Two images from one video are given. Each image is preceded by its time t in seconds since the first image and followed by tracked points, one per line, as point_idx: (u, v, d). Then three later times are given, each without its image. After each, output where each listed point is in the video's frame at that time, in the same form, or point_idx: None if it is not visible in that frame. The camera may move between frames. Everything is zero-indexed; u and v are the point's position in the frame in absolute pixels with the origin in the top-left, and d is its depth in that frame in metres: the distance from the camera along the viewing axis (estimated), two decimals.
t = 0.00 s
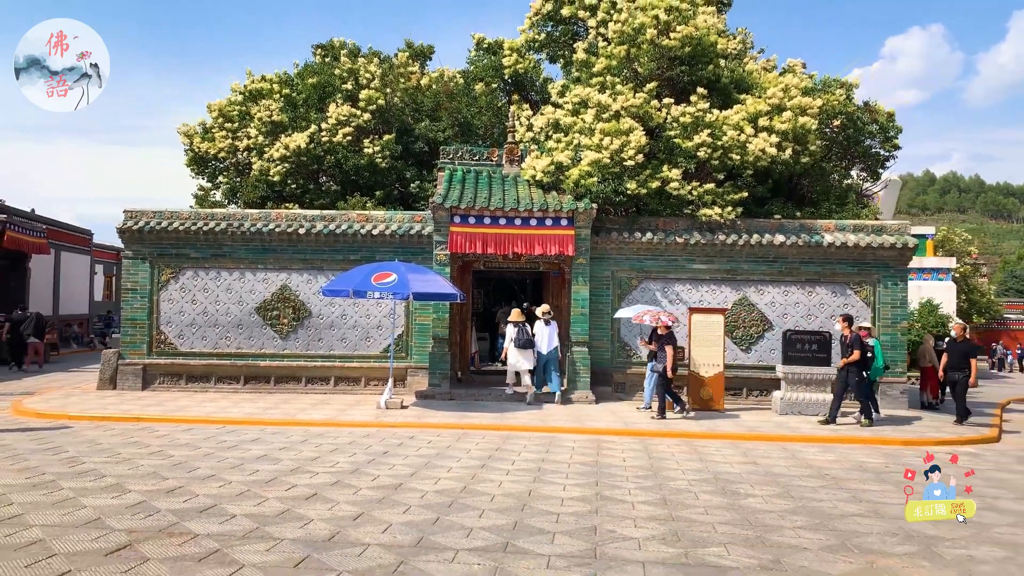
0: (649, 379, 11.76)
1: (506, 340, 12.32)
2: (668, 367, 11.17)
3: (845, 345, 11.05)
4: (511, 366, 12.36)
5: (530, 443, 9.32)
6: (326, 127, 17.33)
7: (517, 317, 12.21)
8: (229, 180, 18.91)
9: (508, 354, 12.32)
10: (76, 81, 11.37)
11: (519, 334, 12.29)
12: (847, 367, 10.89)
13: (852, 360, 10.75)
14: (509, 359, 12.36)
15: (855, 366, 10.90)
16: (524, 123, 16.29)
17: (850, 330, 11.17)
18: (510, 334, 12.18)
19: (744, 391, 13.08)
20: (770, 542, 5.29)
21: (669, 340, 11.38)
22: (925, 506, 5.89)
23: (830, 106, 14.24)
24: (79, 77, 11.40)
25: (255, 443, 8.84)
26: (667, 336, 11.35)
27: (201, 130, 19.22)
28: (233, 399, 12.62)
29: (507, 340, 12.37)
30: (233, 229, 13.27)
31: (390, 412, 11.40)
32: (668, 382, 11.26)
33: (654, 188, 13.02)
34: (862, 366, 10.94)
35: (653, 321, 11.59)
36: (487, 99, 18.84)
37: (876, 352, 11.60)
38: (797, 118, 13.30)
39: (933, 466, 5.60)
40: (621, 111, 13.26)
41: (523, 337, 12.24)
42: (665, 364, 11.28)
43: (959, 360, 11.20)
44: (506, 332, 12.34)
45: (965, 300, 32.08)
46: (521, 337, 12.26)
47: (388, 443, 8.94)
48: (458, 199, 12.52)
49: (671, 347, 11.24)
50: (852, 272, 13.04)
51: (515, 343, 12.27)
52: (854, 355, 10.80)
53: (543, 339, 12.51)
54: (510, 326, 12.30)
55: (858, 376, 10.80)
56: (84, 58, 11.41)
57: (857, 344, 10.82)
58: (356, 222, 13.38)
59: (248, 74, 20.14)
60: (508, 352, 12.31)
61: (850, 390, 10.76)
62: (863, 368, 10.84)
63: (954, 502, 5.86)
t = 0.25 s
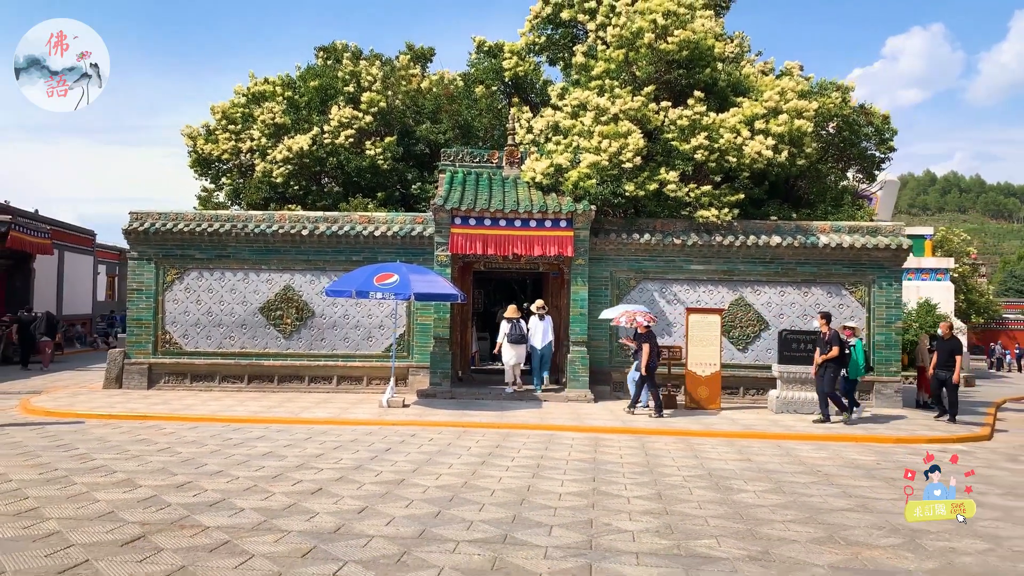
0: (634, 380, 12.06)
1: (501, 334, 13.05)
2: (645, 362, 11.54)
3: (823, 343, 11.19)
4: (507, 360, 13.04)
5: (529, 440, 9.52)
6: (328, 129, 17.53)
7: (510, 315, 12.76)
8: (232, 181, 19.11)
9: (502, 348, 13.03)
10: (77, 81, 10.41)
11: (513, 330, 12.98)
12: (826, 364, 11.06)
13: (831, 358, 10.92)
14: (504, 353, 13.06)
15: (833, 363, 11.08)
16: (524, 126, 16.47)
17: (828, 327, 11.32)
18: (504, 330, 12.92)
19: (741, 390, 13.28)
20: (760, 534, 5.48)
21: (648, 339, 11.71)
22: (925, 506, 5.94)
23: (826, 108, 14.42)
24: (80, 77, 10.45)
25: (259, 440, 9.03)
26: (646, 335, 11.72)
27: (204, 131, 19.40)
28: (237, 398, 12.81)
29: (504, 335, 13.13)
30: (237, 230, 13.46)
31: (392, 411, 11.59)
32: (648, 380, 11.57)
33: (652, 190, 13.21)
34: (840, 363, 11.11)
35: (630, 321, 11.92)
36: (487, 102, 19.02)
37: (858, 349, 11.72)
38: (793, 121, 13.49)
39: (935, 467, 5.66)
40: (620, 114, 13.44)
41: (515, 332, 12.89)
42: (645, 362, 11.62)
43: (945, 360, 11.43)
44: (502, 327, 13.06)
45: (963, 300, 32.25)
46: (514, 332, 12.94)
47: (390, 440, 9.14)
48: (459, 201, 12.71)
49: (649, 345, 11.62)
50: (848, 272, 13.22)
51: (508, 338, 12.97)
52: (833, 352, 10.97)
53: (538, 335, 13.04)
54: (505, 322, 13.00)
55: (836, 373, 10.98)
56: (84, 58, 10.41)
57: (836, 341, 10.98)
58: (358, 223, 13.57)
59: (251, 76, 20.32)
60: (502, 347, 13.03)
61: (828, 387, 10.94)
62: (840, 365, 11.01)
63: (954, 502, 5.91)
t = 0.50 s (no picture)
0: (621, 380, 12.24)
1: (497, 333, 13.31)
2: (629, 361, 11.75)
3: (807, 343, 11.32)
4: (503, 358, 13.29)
5: (527, 439, 9.69)
6: (330, 131, 17.71)
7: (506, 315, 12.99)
8: (234, 183, 19.30)
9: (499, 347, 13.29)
10: (76, 82, 10.99)
11: (509, 329, 13.20)
12: (809, 363, 11.14)
13: (814, 357, 11.04)
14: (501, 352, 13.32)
15: (816, 363, 11.15)
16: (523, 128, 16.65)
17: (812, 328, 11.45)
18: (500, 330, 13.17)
19: (737, 389, 13.45)
20: (750, 528, 5.65)
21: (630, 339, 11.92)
22: (925, 506, 6.01)
23: (821, 111, 14.59)
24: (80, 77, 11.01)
25: (263, 438, 9.19)
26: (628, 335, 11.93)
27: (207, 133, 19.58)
28: (240, 397, 12.99)
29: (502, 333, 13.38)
30: (240, 231, 13.64)
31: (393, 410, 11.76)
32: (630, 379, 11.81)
33: (649, 192, 13.39)
34: (823, 363, 11.17)
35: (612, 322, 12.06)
36: (487, 104, 19.20)
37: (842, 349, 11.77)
38: (788, 124, 13.66)
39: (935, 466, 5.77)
40: (618, 117, 13.60)
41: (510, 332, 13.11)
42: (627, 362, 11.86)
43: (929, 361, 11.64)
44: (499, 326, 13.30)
45: (962, 300, 32.41)
46: (509, 331, 13.17)
47: (391, 438, 9.31)
48: (458, 203, 12.89)
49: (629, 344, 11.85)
50: (843, 273, 13.39)
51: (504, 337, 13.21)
52: (815, 352, 11.09)
53: (533, 335, 13.19)
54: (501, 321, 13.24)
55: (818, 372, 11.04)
56: (84, 58, 10.98)
57: (818, 341, 11.11)
58: (359, 225, 13.74)
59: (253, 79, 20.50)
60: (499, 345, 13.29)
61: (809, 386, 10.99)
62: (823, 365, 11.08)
63: (955, 503, 6.00)
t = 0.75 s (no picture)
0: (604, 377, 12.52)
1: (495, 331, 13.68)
2: (611, 359, 11.99)
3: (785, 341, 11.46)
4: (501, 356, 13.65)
5: (526, 435, 9.86)
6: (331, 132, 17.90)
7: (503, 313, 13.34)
8: (236, 184, 19.50)
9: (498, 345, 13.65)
10: (76, 81, 11.71)
11: (506, 327, 13.54)
12: (787, 362, 11.33)
13: (791, 357, 11.19)
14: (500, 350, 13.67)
15: (793, 362, 11.32)
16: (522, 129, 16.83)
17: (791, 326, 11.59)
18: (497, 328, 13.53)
19: (733, 387, 13.63)
20: (740, 520, 5.83)
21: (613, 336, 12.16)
22: (925, 506, 5.98)
23: (817, 113, 14.77)
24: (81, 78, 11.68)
25: (266, 435, 9.37)
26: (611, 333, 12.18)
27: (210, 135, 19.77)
28: (243, 395, 13.16)
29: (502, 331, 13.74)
30: (243, 232, 13.82)
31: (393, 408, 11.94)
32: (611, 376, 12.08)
33: (646, 193, 13.56)
34: (800, 362, 11.34)
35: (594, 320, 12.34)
36: (487, 105, 19.38)
37: (822, 349, 11.88)
38: (783, 125, 13.83)
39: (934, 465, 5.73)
40: (615, 119, 13.78)
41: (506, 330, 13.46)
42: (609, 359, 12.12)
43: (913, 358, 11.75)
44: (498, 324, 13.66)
45: (960, 300, 32.55)
46: (505, 330, 13.52)
47: (392, 435, 9.48)
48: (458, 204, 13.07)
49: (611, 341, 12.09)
50: (838, 273, 13.56)
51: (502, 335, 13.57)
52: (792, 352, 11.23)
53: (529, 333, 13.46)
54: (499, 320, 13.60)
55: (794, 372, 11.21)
56: (83, 59, 11.68)
57: (796, 341, 11.23)
58: (360, 225, 13.91)
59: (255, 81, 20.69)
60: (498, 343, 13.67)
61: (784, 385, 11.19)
62: (799, 365, 11.28)
63: (954, 502, 5.97)
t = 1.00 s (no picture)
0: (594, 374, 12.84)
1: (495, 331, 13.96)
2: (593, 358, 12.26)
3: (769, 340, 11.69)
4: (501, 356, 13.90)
5: (525, 434, 10.01)
6: (332, 134, 18.06)
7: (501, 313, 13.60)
8: (239, 185, 19.66)
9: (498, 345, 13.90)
10: (78, 81, 12.19)
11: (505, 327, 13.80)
12: (770, 361, 11.55)
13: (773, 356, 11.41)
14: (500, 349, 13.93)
15: (776, 361, 11.52)
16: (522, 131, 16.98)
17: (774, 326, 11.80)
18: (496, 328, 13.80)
19: (731, 387, 13.78)
20: (732, 516, 5.98)
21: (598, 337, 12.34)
22: (925, 506, 5.92)
23: (813, 115, 14.91)
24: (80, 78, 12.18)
25: (269, 434, 9.51)
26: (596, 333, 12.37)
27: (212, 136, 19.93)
28: (245, 395, 13.31)
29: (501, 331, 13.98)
30: (245, 233, 13.97)
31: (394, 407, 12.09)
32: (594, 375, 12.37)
33: (644, 195, 13.71)
34: (784, 361, 11.53)
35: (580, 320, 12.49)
36: (487, 107, 19.54)
37: (807, 349, 11.96)
38: (780, 128, 13.98)
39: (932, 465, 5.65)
40: (613, 121, 13.94)
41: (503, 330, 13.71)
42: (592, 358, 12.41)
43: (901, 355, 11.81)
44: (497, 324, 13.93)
45: (958, 300, 32.67)
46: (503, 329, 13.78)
47: (393, 434, 9.62)
48: (458, 206, 13.22)
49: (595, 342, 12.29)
50: (833, 274, 13.70)
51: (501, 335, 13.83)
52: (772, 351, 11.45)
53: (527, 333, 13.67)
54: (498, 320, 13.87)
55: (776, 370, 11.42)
56: (84, 59, 12.20)
57: (777, 340, 11.43)
58: (362, 226, 14.06)
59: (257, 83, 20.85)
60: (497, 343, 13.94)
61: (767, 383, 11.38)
62: (783, 363, 11.47)
63: (954, 502, 5.90)
